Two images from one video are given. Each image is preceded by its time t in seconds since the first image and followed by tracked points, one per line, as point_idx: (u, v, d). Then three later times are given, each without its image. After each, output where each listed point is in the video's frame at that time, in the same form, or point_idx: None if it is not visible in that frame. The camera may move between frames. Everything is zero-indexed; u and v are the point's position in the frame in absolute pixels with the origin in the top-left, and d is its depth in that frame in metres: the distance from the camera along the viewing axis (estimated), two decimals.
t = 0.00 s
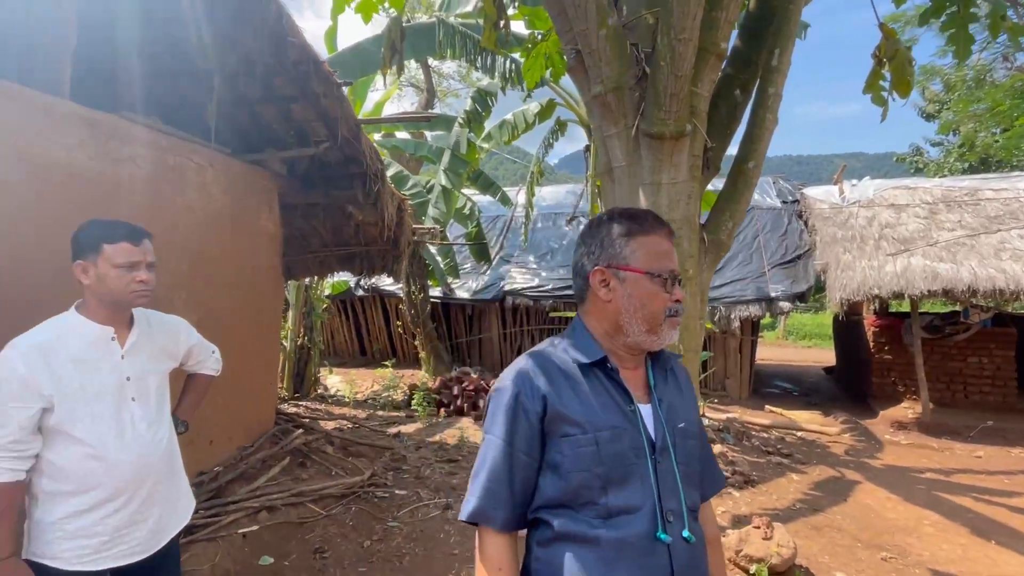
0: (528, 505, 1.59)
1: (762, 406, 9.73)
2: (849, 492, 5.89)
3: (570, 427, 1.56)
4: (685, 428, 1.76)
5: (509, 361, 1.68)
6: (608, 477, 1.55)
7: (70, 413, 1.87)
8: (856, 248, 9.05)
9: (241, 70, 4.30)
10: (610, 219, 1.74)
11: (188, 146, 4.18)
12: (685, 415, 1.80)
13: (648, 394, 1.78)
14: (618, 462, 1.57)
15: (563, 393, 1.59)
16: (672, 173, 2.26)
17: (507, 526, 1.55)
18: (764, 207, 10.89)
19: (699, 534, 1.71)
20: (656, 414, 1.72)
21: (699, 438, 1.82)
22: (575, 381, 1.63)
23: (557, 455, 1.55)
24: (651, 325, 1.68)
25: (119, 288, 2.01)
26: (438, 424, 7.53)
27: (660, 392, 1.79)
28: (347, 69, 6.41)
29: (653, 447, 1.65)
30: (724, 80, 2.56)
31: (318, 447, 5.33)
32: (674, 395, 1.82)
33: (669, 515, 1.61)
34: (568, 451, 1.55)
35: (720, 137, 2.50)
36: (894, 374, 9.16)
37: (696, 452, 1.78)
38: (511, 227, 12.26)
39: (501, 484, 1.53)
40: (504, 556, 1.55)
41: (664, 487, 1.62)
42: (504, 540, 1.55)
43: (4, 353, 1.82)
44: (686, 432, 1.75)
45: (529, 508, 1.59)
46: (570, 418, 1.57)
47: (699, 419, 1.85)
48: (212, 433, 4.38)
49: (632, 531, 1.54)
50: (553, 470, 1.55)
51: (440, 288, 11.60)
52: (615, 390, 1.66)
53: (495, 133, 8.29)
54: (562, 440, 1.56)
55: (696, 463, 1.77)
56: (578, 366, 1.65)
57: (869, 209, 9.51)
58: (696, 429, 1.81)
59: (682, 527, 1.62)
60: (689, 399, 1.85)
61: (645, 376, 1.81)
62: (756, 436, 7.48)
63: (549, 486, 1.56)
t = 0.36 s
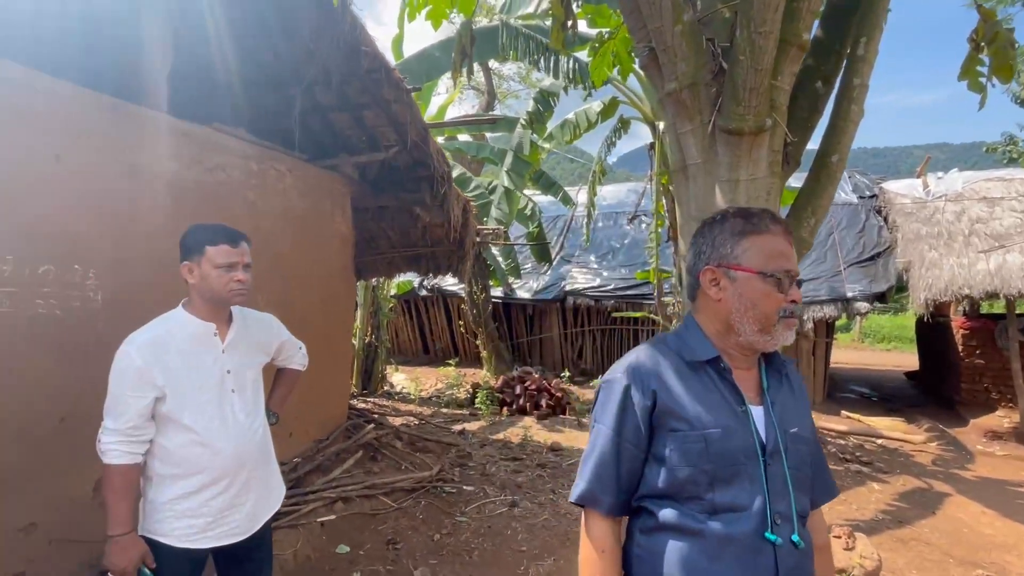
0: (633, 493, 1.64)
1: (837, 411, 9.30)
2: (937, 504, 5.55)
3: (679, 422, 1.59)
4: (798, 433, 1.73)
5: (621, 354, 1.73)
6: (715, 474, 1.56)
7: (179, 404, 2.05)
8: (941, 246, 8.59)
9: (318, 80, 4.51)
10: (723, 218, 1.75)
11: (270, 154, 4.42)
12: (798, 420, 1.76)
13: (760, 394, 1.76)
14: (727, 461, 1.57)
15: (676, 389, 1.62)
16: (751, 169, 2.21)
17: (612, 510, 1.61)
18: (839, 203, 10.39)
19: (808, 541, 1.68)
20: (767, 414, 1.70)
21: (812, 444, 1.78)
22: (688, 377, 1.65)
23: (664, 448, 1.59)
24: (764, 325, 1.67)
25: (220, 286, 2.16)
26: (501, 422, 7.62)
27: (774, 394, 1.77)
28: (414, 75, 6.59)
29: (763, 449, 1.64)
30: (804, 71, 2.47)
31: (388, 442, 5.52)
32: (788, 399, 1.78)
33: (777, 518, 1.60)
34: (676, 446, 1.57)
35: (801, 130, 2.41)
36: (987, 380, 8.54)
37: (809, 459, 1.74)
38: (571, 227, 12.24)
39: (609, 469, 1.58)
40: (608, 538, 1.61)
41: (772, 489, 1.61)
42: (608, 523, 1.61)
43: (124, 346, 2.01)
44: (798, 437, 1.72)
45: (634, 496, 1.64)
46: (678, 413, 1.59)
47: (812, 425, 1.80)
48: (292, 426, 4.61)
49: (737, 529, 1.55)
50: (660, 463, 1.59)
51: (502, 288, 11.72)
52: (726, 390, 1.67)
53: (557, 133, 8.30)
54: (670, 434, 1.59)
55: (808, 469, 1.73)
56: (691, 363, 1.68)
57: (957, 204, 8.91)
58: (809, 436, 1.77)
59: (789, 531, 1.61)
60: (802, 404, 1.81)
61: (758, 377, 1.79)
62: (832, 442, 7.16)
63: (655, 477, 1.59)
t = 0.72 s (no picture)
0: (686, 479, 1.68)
1: (923, 418, 8.74)
2: None
3: (727, 411, 1.63)
4: (874, 438, 1.63)
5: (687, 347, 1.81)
6: (759, 464, 1.57)
7: (266, 393, 2.20)
8: None
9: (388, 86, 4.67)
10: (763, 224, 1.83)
11: (343, 158, 4.61)
12: (878, 425, 1.65)
13: (824, 393, 1.72)
14: (773, 455, 1.57)
15: (728, 382, 1.66)
16: (829, 161, 2.13)
17: (666, 493, 1.66)
18: (925, 196, 9.74)
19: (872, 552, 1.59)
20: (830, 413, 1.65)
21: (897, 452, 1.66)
22: (741, 373, 1.68)
23: (712, 435, 1.63)
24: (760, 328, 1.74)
25: (302, 284, 2.30)
26: (563, 421, 7.63)
27: (843, 394, 1.70)
28: (478, 77, 6.70)
29: (818, 447, 1.61)
30: (887, 58, 2.35)
31: (454, 437, 5.65)
32: (865, 401, 1.68)
33: (826, 519, 1.55)
34: (724, 434, 1.61)
35: (884, 120, 2.30)
36: None
37: (887, 466, 1.62)
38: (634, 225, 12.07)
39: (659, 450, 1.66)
40: (661, 520, 1.66)
41: (820, 488, 1.57)
42: (662, 505, 1.67)
43: (218, 339, 2.17)
44: (872, 442, 1.62)
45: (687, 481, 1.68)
46: (728, 402, 1.64)
47: (902, 431, 1.67)
48: (362, 418, 4.77)
49: (779, 522, 1.53)
50: (709, 450, 1.63)
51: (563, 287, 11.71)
52: (782, 387, 1.67)
53: (620, 130, 8.21)
54: (718, 420, 1.63)
55: (885, 477, 1.62)
56: (747, 358, 1.71)
57: None
58: (893, 443, 1.64)
59: (842, 534, 1.55)
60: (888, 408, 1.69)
61: (827, 374, 1.75)
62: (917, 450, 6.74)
63: (704, 463, 1.64)
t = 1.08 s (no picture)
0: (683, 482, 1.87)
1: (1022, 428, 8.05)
2: None
3: (699, 419, 1.77)
4: (848, 444, 1.56)
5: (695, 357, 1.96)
6: (719, 468, 1.69)
7: (334, 388, 2.32)
8: None
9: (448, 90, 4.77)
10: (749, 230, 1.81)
11: (405, 162, 4.75)
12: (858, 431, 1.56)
13: (798, 396, 1.69)
14: (731, 460, 1.67)
15: (705, 390, 1.79)
16: (903, 155, 2.02)
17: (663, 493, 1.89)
18: None
19: (841, 562, 1.53)
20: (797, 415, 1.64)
21: (890, 461, 1.54)
22: (720, 382, 1.78)
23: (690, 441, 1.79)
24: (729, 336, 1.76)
25: (365, 285, 2.40)
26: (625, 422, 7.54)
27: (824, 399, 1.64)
28: (537, 77, 6.73)
29: (779, 453, 1.62)
30: (972, 43, 2.19)
31: (513, 436, 5.71)
32: (848, 406, 1.61)
33: (779, 523, 1.58)
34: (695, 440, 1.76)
35: (967, 110, 2.15)
36: None
37: (865, 475, 1.53)
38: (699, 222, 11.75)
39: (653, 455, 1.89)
40: (658, 517, 1.90)
41: (771, 492, 1.60)
42: (658, 504, 1.90)
43: (289, 337, 2.30)
44: (843, 448, 1.55)
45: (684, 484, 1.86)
46: (700, 409, 1.77)
47: (899, 439, 1.54)
48: (424, 415, 4.90)
49: (735, 524, 1.63)
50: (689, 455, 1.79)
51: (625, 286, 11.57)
52: (753, 392, 1.71)
53: (683, 125, 8.02)
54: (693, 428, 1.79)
55: (863, 486, 1.53)
56: (730, 367, 1.79)
57: None
58: (877, 451, 1.54)
59: (799, 539, 1.56)
60: (879, 413, 1.58)
61: (805, 377, 1.71)
62: (1014, 463, 6.22)
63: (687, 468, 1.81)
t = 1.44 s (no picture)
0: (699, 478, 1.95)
1: None
2: None
3: (699, 419, 1.85)
4: (823, 444, 1.52)
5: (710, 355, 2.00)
6: (710, 467, 1.76)
7: (394, 379, 2.41)
8: None
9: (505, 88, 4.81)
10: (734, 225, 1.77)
11: (463, 161, 4.83)
12: (837, 431, 1.51)
13: (782, 394, 1.67)
14: (719, 458, 1.73)
15: (706, 390, 1.85)
16: (986, 141, 1.89)
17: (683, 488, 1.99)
18: None
19: (818, 562, 1.50)
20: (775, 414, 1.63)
21: (873, 462, 1.46)
22: (721, 381, 1.83)
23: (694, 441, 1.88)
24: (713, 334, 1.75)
25: (424, 281, 2.47)
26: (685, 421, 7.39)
27: (810, 397, 1.60)
28: (595, 72, 6.66)
29: (758, 452, 1.63)
30: None
31: (570, 433, 5.71)
32: (833, 404, 1.56)
33: (758, 520, 1.61)
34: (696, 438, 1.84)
35: None
36: None
37: (842, 476, 1.48)
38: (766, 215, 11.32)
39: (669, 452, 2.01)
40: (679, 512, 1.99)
41: (751, 489, 1.64)
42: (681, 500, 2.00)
43: (354, 330, 2.41)
44: (815, 448, 1.52)
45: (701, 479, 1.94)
46: (699, 409, 1.85)
47: (881, 439, 1.46)
48: (482, 410, 4.97)
49: (721, 519, 1.70)
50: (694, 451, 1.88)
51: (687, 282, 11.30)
52: (742, 391, 1.74)
53: (747, 115, 7.76)
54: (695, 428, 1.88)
55: (840, 487, 1.48)
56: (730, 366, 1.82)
57: None
58: (856, 452, 1.47)
59: (776, 538, 1.57)
60: (862, 410, 1.50)
61: (794, 373, 1.66)
62: None
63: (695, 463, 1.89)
